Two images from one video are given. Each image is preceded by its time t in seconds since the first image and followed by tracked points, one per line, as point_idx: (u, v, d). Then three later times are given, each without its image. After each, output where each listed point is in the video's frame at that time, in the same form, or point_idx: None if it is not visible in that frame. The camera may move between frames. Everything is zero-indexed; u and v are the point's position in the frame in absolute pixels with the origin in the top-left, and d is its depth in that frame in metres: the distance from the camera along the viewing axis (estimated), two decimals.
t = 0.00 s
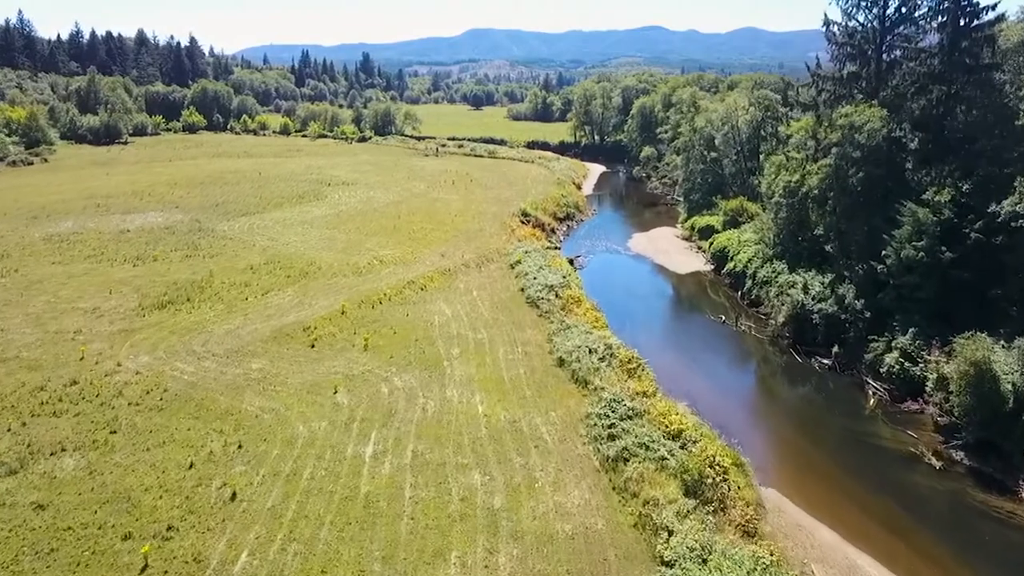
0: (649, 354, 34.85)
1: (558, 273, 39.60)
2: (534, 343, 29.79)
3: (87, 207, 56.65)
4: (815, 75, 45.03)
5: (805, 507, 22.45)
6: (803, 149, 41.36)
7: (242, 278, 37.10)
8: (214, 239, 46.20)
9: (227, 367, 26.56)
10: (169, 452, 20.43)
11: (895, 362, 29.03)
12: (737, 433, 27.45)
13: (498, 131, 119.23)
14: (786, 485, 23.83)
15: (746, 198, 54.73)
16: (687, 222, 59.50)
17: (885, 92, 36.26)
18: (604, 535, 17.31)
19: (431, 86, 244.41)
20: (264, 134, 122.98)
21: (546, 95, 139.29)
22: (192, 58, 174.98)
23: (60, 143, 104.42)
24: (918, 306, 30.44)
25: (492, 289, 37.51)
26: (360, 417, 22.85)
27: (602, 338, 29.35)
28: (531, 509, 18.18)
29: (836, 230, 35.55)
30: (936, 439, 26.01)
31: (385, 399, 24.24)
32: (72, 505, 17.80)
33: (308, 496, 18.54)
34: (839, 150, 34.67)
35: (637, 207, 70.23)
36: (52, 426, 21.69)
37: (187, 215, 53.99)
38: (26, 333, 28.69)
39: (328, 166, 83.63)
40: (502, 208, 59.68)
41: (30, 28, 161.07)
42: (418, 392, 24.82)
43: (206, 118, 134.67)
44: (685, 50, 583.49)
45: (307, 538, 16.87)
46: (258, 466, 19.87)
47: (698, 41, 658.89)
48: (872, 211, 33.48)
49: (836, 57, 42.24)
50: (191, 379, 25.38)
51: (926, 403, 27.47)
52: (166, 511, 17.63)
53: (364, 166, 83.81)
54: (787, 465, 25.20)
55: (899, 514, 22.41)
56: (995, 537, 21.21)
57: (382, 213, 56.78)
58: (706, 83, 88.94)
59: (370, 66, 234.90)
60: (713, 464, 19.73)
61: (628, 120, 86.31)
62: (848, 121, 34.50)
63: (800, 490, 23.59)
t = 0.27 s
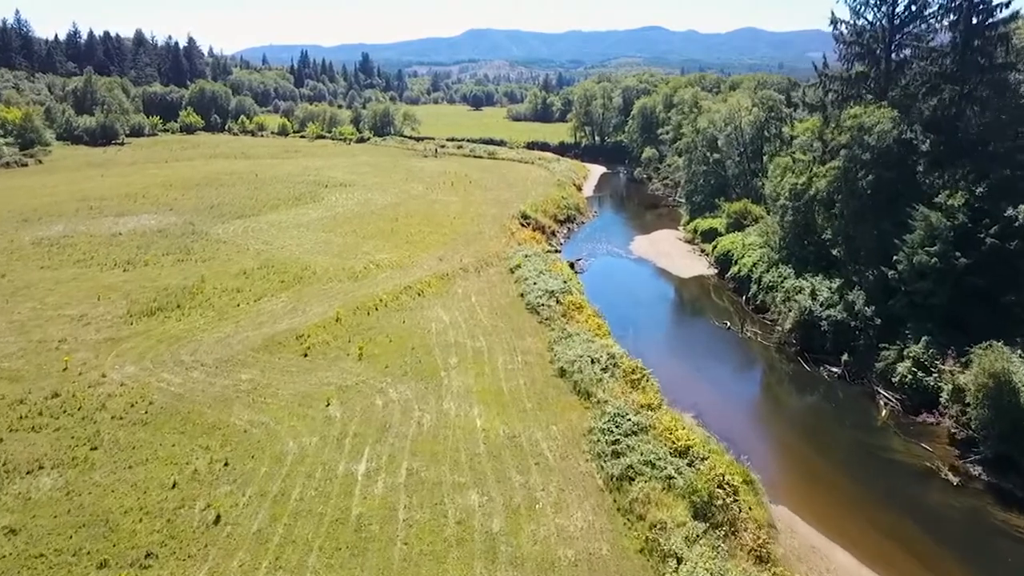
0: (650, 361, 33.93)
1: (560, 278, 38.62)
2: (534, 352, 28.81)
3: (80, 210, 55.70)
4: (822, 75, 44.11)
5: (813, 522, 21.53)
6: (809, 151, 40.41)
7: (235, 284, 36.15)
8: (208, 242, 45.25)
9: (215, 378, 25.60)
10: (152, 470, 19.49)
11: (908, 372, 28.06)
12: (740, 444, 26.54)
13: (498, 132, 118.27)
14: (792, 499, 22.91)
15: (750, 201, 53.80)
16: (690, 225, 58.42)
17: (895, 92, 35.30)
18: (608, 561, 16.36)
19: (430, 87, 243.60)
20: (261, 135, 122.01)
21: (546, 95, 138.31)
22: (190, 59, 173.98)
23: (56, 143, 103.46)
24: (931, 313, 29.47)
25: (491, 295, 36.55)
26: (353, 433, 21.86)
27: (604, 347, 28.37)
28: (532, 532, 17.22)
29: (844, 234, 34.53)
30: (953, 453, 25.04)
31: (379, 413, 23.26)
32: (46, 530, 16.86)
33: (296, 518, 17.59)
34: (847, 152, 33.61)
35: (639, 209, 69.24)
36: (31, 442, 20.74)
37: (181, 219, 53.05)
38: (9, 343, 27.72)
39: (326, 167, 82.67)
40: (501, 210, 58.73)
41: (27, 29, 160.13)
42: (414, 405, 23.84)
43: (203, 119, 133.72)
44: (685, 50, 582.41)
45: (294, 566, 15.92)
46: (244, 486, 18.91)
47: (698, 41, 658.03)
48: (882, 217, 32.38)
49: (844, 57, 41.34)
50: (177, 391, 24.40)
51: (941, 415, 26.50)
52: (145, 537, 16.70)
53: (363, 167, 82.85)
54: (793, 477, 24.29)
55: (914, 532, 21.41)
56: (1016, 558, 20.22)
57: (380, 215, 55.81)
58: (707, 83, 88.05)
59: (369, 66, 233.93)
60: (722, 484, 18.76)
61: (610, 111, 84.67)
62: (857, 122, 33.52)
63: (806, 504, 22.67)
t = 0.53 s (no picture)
0: (652, 367, 33.15)
1: (560, 283, 37.69)
2: (535, 361, 27.88)
3: (72, 212, 54.71)
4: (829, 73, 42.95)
5: (826, 542, 20.56)
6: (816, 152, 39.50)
7: (227, 289, 35.26)
8: (201, 246, 44.28)
9: (203, 389, 24.65)
10: (132, 490, 18.54)
11: (921, 382, 27.09)
12: (746, 455, 25.77)
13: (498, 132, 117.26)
14: (801, 514, 22.14)
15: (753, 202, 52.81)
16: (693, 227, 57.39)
17: (905, 92, 34.43)
18: None
19: (429, 87, 242.09)
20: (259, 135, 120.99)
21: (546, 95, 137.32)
22: (188, 59, 172.93)
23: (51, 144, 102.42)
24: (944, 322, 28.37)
25: (490, 300, 35.59)
26: (344, 448, 20.97)
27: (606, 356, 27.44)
28: (533, 559, 16.27)
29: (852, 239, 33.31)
30: (970, 468, 24.08)
31: (373, 427, 22.35)
32: (16, 557, 15.93)
33: (283, 543, 16.65)
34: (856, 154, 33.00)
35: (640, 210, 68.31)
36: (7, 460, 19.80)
37: (175, 222, 52.21)
38: None
39: (324, 168, 81.82)
40: (501, 213, 57.77)
41: (25, 29, 159.12)
42: (408, 418, 22.92)
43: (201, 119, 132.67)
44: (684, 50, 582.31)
45: None
46: (228, 506, 18.00)
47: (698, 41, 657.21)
48: (893, 221, 31.58)
49: (853, 56, 40.69)
50: (162, 403, 23.49)
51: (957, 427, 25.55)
52: (121, 565, 15.78)
53: (360, 168, 81.85)
54: (801, 491, 23.52)
55: (933, 554, 20.41)
56: None
57: (377, 218, 54.83)
58: (709, 83, 87.12)
59: (369, 66, 232.90)
60: (732, 506, 17.89)
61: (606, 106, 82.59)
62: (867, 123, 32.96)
63: (816, 519, 21.90)
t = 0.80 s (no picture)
0: (655, 372, 32.48)
1: (560, 289, 36.85)
2: (534, 370, 27.02)
3: (63, 215, 53.76)
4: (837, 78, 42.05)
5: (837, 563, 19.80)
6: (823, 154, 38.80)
7: (220, 292, 34.39)
8: (194, 250, 43.38)
9: (190, 401, 23.75)
10: (111, 512, 17.64)
11: (935, 394, 26.19)
12: (754, 464, 25.14)
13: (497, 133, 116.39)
14: (811, 528, 21.54)
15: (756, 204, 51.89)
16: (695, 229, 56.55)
17: (916, 93, 33.63)
18: None
19: (428, 87, 241.24)
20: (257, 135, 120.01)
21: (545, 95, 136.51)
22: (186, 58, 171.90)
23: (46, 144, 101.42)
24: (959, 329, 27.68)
25: (488, 306, 34.71)
26: (337, 465, 20.13)
27: (607, 366, 26.46)
28: None
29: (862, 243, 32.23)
30: (988, 485, 23.29)
31: (367, 441, 21.49)
32: None
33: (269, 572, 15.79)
34: (864, 152, 32.39)
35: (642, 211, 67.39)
36: None
37: (170, 227, 51.44)
38: None
39: (321, 170, 80.95)
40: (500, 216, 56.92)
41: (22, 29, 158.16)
42: (403, 432, 22.07)
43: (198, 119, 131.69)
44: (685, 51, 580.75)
45: None
46: (209, 531, 17.11)
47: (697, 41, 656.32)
48: (905, 224, 30.81)
49: (862, 56, 41.45)
50: (147, 416, 22.63)
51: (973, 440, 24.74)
52: None
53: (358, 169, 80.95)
54: (811, 503, 22.91)
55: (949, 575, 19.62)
56: None
57: (374, 220, 53.92)
58: (710, 84, 86.40)
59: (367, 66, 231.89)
60: (742, 532, 17.11)
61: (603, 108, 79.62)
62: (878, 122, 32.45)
63: (826, 533, 21.31)
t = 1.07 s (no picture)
0: (657, 379, 31.79)
1: (563, 294, 36.20)
2: (534, 380, 26.40)
3: (57, 224, 53.14)
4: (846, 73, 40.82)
5: None
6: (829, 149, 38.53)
7: (215, 310, 34.04)
8: (189, 264, 42.92)
9: (180, 418, 23.16)
10: (95, 541, 17.10)
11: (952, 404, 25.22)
12: (758, 474, 24.46)
13: (496, 133, 115.67)
14: (817, 541, 20.86)
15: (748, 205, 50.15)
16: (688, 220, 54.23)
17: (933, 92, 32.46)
18: None
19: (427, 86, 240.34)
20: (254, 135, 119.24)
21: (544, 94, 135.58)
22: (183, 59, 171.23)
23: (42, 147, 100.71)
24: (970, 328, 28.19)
25: (487, 314, 34.10)
26: (331, 485, 19.62)
27: (610, 381, 26.21)
28: None
29: (873, 247, 32.25)
30: (1006, 500, 22.61)
31: (363, 459, 20.96)
32: None
33: None
34: (874, 150, 32.20)
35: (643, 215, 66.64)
36: None
37: (166, 231, 50.94)
38: None
39: (320, 171, 80.30)
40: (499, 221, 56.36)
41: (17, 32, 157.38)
42: (400, 447, 21.52)
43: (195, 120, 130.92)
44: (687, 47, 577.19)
45: None
46: (197, 560, 16.62)
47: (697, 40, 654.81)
48: (916, 226, 31.25)
49: (869, 51, 41.37)
50: (136, 434, 22.05)
51: (991, 451, 24.11)
52: None
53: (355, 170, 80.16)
54: (817, 514, 22.22)
55: None
56: None
57: (371, 222, 53.25)
58: (711, 86, 85.75)
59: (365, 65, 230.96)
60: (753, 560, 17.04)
61: (603, 101, 72.88)
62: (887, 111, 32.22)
63: (833, 547, 20.63)
